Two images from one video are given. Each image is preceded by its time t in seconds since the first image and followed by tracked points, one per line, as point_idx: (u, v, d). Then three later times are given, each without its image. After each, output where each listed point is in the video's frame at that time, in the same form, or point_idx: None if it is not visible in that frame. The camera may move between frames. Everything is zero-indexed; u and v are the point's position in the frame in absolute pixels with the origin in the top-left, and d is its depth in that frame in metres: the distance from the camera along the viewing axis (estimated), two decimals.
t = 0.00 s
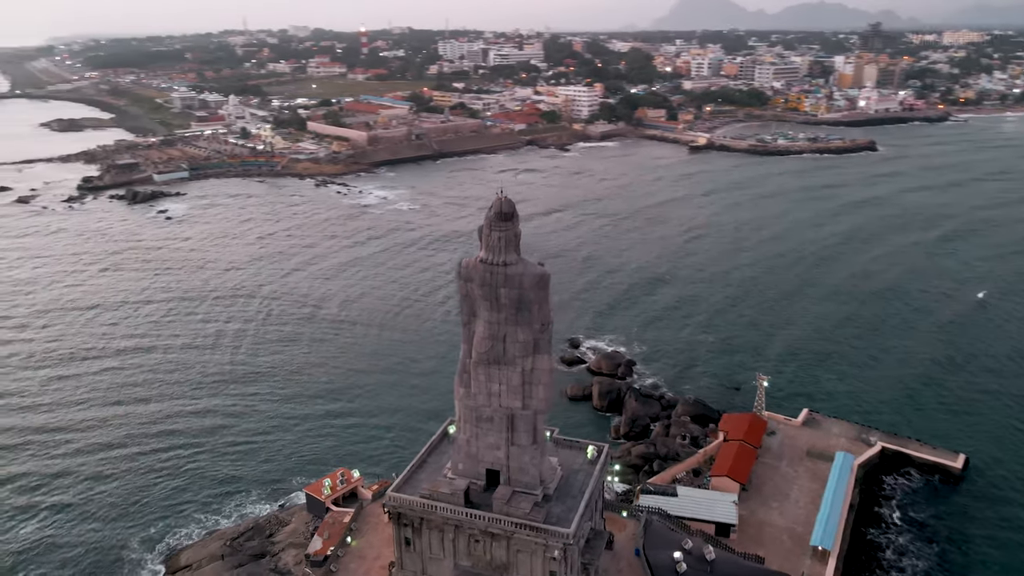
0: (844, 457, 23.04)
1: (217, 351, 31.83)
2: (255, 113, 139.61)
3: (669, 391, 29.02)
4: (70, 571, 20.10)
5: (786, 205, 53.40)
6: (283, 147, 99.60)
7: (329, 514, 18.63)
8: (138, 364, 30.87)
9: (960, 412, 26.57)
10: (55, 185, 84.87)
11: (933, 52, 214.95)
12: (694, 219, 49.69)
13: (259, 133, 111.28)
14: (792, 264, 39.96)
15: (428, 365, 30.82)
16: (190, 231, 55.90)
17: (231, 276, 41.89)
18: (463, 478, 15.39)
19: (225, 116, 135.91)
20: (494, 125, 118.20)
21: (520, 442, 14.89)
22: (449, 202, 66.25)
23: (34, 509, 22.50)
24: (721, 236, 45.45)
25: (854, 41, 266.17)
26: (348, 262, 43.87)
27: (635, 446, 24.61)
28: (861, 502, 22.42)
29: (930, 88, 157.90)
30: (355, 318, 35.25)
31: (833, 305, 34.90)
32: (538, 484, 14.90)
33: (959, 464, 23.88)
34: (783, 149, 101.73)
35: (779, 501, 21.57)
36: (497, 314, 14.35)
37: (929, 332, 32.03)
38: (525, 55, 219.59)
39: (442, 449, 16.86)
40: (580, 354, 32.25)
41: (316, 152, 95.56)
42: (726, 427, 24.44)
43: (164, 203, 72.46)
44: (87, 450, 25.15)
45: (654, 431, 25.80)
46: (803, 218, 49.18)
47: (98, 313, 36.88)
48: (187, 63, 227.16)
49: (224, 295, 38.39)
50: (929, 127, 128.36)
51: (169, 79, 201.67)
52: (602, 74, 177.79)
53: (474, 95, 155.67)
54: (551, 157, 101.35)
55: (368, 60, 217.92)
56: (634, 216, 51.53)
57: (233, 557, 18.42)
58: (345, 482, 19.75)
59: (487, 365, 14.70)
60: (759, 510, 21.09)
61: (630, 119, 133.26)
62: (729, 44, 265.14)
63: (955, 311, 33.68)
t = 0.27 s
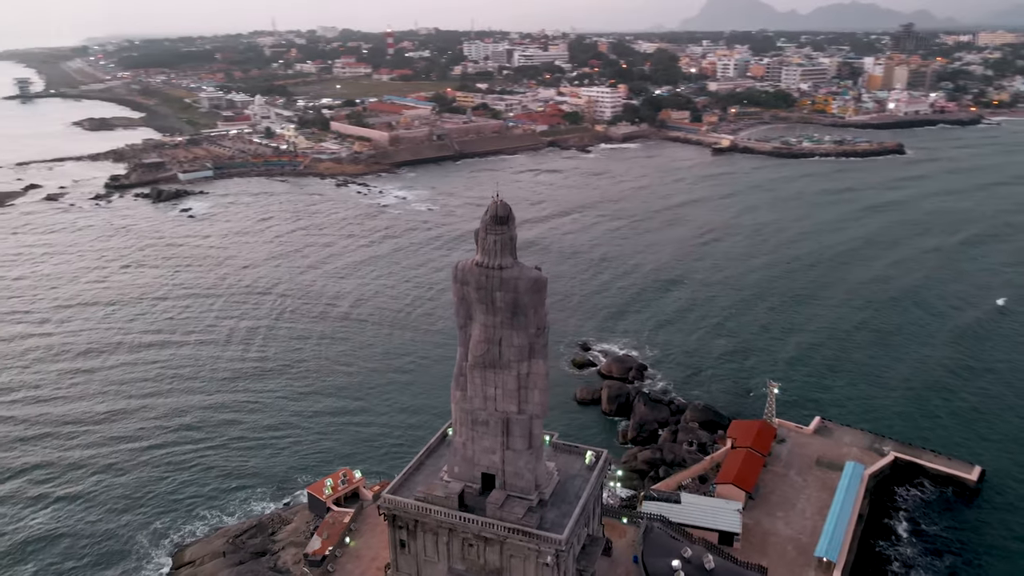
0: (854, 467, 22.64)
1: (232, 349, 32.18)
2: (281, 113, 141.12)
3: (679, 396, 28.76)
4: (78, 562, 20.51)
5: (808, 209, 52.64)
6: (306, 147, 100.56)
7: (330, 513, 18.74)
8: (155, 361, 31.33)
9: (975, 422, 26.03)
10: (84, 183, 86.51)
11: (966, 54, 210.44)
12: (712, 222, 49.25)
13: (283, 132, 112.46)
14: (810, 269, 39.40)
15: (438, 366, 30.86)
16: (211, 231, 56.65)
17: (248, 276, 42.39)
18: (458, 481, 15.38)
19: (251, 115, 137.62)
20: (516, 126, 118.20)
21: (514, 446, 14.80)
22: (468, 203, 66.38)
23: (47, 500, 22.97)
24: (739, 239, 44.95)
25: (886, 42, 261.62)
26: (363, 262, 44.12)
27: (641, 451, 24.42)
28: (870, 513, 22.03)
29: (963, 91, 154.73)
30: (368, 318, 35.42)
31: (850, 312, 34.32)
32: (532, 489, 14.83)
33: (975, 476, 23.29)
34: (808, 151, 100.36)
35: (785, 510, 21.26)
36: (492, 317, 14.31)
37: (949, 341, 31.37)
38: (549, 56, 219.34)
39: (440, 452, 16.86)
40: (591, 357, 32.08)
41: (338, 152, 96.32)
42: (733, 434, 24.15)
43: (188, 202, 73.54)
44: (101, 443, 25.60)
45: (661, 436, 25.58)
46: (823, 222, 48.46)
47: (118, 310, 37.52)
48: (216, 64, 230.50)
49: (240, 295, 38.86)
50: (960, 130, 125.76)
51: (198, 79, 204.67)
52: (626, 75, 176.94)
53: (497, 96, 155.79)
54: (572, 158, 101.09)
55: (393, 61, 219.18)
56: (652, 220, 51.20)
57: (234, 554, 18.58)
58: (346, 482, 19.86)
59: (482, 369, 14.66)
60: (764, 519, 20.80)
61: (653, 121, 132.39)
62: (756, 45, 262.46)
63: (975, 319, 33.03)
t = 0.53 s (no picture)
0: (864, 476, 22.22)
1: (247, 351, 32.81)
2: (305, 113, 142.49)
3: (689, 401, 28.53)
4: (88, 555, 21.11)
5: (829, 212, 51.83)
6: (328, 147, 101.45)
7: (331, 513, 18.82)
8: (172, 361, 32.07)
9: (992, 433, 25.48)
10: (112, 181, 88.13)
11: (1002, 55, 205.51)
12: (730, 226, 48.81)
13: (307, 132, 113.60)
14: (828, 274, 38.84)
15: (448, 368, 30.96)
16: (232, 230, 57.45)
17: (266, 275, 42.93)
18: (454, 484, 15.32)
19: (276, 115, 139.14)
20: (538, 127, 118.16)
21: (510, 450, 14.73)
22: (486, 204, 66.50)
23: (61, 494, 23.67)
24: (757, 243, 44.43)
25: (918, 42, 256.76)
26: (379, 262, 44.44)
27: (648, 456, 24.19)
28: (880, 524, 21.62)
29: (996, 92, 151.47)
30: (381, 321, 35.68)
31: (868, 318, 33.76)
32: (527, 493, 14.73)
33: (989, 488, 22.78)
34: (833, 153, 98.98)
35: (792, 519, 20.91)
36: (488, 320, 14.24)
37: (968, 350, 30.73)
38: (574, 56, 218.75)
39: (439, 454, 16.82)
40: (603, 360, 31.94)
41: (360, 152, 97.03)
42: (742, 441, 23.85)
43: (211, 200, 74.55)
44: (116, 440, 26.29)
45: (669, 442, 25.36)
46: (844, 226, 47.77)
47: (138, 309, 38.29)
48: (244, 64, 233.45)
49: (257, 295, 39.40)
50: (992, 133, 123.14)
51: (226, 79, 207.44)
52: (651, 76, 175.99)
53: (520, 96, 155.72)
54: (593, 159, 100.75)
55: (418, 61, 220.17)
56: (670, 223, 50.84)
57: (235, 551, 18.69)
58: (348, 482, 19.97)
59: (479, 372, 14.60)
60: (770, 528, 20.49)
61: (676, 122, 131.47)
62: (784, 45, 259.26)
63: (995, 327, 32.39)
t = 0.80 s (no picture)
0: (875, 486, 21.76)
1: (261, 348, 33.36)
2: (330, 112, 143.69)
3: (700, 405, 28.23)
4: (96, 545, 21.77)
5: (851, 215, 51.05)
6: (351, 146, 102.19)
7: (331, 512, 18.90)
8: (188, 357, 32.76)
9: (1009, 444, 24.92)
10: (138, 178, 89.64)
11: None
12: (748, 228, 48.28)
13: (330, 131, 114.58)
14: (847, 278, 38.17)
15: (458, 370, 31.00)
16: (252, 228, 58.17)
17: (282, 273, 43.41)
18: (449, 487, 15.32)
19: (301, 114, 140.53)
20: (560, 127, 117.93)
21: (505, 454, 14.66)
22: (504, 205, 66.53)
23: (74, 486, 24.43)
24: (775, 246, 43.85)
25: (951, 42, 251.89)
26: (395, 262, 44.68)
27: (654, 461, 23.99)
28: (890, 536, 21.22)
29: None
30: (394, 323, 35.87)
31: (886, 325, 33.11)
32: (522, 497, 14.67)
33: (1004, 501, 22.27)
34: (859, 155, 97.49)
35: (799, 529, 20.54)
36: (484, 324, 14.18)
37: (990, 359, 29.99)
38: (599, 56, 217.98)
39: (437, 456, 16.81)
40: (615, 363, 31.72)
41: (382, 151, 97.61)
42: (750, 447, 23.54)
43: (234, 198, 75.45)
44: (130, 434, 27.04)
45: (677, 447, 25.09)
46: (865, 228, 47.01)
47: (158, 307, 39.03)
48: (271, 63, 236.18)
49: (273, 294, 39.89)
50: None
51: (254, 78, 210.00)
52: (676, 76, 174.82)
53: (544, 96, 155.52)
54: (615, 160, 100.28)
55: (443, 61, 220.93)
56: (688, 226, 50.39)
57: (238, 548, 18.86)
58: (350, 482, 20.07)
59: (474, 375, 14.55)
60: (775, 536, 20.18)
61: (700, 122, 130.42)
62: (813, 46, 255.91)
63: (1017, 335, 31.68)
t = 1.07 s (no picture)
0: (885, 496, 21.32)
1: (275, 348, 33.84)
2: (354, 111, 144.74)
3: (712, 410, 27.90)
4: (103, 537, 22.39)
5: (873, 217, 50.19)
6: (373, 145, 102.82)
7: (333, 511, 19.02)
8: (204, 355, 33.33)
9: None
10: (164, 176, 91.08)
11: None
12: (767, 231, 47.72)
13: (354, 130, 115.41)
14: (867, 283, 37.49)
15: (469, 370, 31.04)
16: (273, 226, 58.85)
17: (299, 272, 43.87)
18: (445, 489, 15.29)
19: (326, 114, 141.76)
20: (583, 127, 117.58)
21: (500, 457, 14.58)
22: (523, 205, 66.49)
23: (86, 479, 25.11)
24: (794, 250, 43.25)
25: (987, 42, 246.62)
26: (410, 262, 44.88)
27: (661, 466, 23.77)
28: (900, 549, 20.85)
29: None
30: (407, 324, 36.02)
31: (904, 331, 32.53)
32: (517, 501, 14.60)
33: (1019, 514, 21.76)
34: (887, 157, 95.83)
35: (806, 539, 20.18)
36: (480, 326, 14.12)
37: (1011, 367, 29.31)
38: (624, 56, 216.87)
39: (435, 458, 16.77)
40: (627, 366, 31.48)
41: (404, 151, 98.09)
42: (759, 454, 23.22)
43: (256, 196, 76.27)
44: (142, 429, 27.67)
45: (685, 452, 24.82)
46: (887, 231, 46.20)
47: (176, 304, 39.65)
48: (299, 63, 238.57)
49: (290, 293, 40.38)
50: None
51: (282, 77, 212.28)
52: (701, 77, 173.39)
53: (567, 96, 155.15)
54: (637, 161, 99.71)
55: (468, 60, 221.35)
56: (706, 229, 49.93)
57: (240, 545, 19.05)
58: (353, 481, 20.17)
59: (470, 377, 14.50)
60: (781, 545, 19.87)
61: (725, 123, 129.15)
62: (843, 46, 252.17)
63: None
